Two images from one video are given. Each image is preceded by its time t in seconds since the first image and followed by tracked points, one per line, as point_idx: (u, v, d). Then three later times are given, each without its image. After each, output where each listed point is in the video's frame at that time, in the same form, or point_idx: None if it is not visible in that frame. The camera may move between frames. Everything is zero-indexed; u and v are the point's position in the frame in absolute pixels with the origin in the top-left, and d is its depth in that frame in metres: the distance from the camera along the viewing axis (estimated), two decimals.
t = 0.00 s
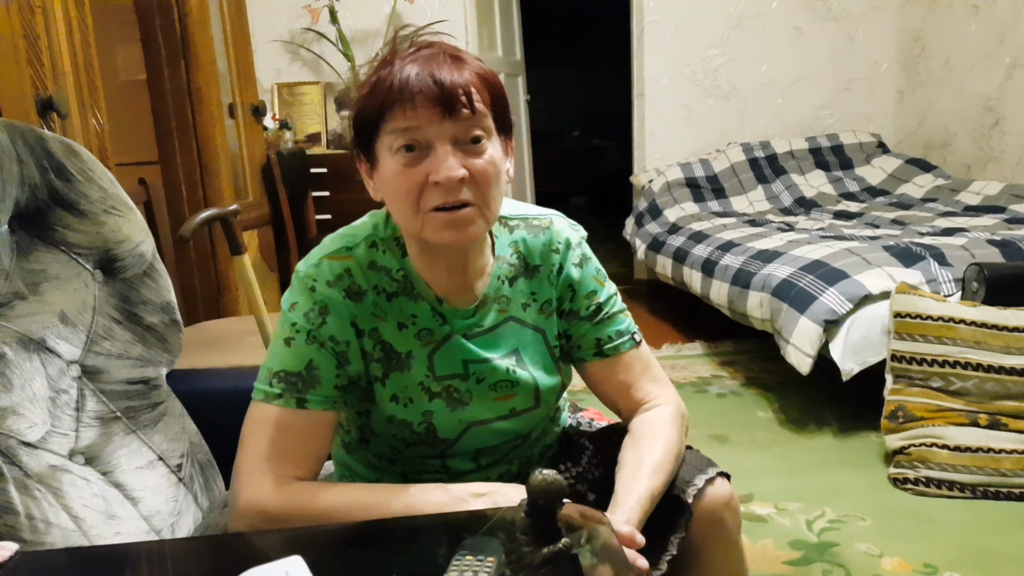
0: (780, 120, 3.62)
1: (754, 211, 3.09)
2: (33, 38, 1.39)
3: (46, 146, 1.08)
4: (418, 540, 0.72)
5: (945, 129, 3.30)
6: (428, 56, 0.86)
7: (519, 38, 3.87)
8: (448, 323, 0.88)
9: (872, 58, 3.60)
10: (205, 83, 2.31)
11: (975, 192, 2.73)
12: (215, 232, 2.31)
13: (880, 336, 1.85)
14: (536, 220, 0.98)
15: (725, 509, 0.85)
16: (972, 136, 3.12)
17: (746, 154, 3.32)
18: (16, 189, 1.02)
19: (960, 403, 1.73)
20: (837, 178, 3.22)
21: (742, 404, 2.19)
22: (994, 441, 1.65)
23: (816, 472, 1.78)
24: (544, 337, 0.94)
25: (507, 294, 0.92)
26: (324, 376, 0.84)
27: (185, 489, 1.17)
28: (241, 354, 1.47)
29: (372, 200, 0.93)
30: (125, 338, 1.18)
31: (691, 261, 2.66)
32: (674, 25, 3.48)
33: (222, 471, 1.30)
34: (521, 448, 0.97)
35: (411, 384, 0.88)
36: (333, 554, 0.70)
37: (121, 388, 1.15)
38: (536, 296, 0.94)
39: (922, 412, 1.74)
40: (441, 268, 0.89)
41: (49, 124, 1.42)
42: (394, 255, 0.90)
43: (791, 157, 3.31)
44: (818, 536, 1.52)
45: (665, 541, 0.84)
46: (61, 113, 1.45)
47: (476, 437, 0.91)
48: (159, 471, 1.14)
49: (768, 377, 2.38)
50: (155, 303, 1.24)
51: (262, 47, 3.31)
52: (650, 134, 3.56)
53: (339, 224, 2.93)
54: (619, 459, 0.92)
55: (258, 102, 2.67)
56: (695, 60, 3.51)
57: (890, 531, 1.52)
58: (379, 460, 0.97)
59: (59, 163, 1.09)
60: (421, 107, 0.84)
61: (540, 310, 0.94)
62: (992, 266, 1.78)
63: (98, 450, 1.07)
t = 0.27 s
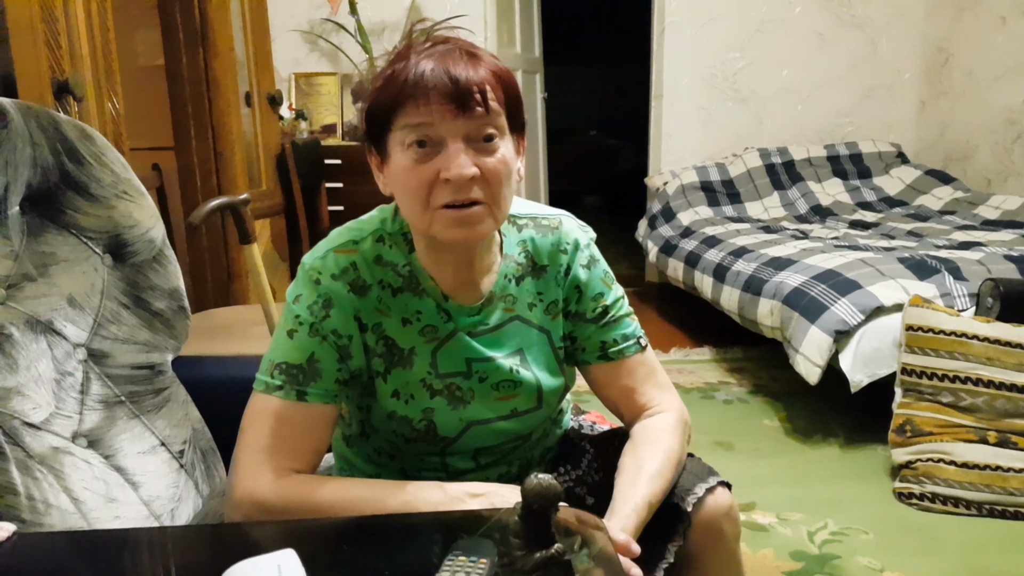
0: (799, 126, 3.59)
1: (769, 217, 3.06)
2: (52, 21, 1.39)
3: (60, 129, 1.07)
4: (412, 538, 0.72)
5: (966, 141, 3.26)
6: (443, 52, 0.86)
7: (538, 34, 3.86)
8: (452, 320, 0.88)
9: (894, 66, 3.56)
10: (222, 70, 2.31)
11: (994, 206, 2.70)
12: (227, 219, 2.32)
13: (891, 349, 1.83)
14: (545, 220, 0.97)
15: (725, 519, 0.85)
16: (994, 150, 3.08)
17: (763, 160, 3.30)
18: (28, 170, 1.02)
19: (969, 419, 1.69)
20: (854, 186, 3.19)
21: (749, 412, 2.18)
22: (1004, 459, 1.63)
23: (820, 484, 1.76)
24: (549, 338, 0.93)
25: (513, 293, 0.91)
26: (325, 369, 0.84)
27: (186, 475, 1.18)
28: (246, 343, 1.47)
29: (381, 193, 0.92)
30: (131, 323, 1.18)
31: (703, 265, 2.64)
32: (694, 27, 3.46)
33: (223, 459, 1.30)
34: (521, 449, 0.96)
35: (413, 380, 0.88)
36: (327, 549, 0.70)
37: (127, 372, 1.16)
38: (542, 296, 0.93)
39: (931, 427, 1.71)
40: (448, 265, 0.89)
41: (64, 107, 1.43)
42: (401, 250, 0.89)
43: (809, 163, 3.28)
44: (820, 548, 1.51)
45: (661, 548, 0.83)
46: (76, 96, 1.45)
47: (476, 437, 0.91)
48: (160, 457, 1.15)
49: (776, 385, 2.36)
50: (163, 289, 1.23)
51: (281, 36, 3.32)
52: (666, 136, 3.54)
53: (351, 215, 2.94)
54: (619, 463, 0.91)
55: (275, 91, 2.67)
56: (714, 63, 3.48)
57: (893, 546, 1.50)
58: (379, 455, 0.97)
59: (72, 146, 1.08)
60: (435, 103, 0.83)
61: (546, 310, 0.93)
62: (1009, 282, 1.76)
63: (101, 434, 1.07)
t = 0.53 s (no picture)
0: (812, 124, 3.56)
1: (781, 216, 3.04)
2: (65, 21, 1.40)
3: (71, 126, 1.08)
4: (414, 539, 0.72)
5: (980, 139, 3.23)
6: (451, 52, 0.86)
7: (550, 32, 3.85)
8: (458, 318, 0.88)
9: (909, 64, 3.53)
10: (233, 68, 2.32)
11: (1008, 205, 2.66)
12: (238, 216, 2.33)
13: (903, 349, 1.81)
14: (552, 218, 0.97)
15: (730, 519, 0.84)
16: (1007, 148, 3.04)
17: (775, 157, 3.28)
18: (40, 168, 1.02)
19: (981, 420, 1.68)
20: (867, 185, 3.17)
21: (759, 411, 2.16)
22: (1016, 460, 1.61)
23: (830, 484, 1.75)
24: (556, 336, 0.93)
25: (519, 291, 0.91)
26: (331, 366, 0.84)
27: (194, 471, 1.18)
28: (256, 340, 1.48)
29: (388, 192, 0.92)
30: (142, 319, 1.18)
31: (714, 263, 2.63)
32: (707, 24, 3.44)
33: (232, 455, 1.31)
34: (526, 447, 0.96)
35: (419, 378, 0.88)
36: (330, 548, 0.71)
37: (136, 369, 1.16)
38: (549, 294, 0.93)
39: (942, 427, 1.70)
40: (455, 264, 0.88)
41: (77, 105, 1.44)
42: (407, 248, 0.89)
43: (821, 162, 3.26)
44: (829, 549, 1.50)
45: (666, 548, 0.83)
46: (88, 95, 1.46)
47: (482, 434, 0.91)
48: (168, 453, 1.15)
49: (787, 384, 2.35)
50: (174, 286, 1.23)
51: (293, 34, 3.33)
52: (678, 134, 3.53)
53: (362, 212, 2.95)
54: (626, 462, 0.91)
55: (286, 88, 2.68)
56: (726, 60, 3.46)
57: (903, 547, 1.49)
58: (385, 452, 0.97)
59: (84, 144, 1.09)
60: (443, 103, 0.83)
61: (553, 308, 0.93)
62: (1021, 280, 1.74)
63: (109, 430, 1.08)
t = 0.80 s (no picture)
0: (817, 126, 3.56)
1: (785, 217, 3.04)
2: (72, 26, 1.41)
3: (77, 130, 1.08)
4: (417, 540, 0.72)
5: (985, 141, 3.22)
6: (455, 69, 0.82)
7: (556, 34, 3.87)
8: (460, 321, 0.89)
9: (914, 66, 3.53)
10: (240, 71, 2.34)
11: (1013, 207, 2.66)
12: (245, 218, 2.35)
13: (907, 351, 1.81)
14: (556, 220, 0.97)
15: (733, 520, 0.85)
16: (1011, 150, 3.03)
17: (780, 159, 3.28)
18: (45, 171, 1.03)
19: (985, 420, 1.68)
20: (872, 186, 3.16)
21: (764, 412, 2.16)
22: (1020, 461, 1.60)
23: (835, 485, 1.75)
24: (560, 337, 0.93)
25: (523, 294, 0.91)
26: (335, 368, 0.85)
27: (200, 473, 1.19)
28: (262, 342, 1.49)
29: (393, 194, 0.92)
30: (147, 321, 1.18)
31: (719, 265, 2.63)
32: (711, 27, 3.44)
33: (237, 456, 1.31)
34: (530, 448, 0.97)
35: (423, 379, 0.88)
36: (334, 548, 0.71)
37: (142, 371, 1.17)
38: (553, 296, 0.93)
39: (946, 429, 1.70)
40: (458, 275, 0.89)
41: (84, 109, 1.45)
42: (410, 252, 0.90)
43: (826, 163, 3.26)
44: (834, 550, 1.49)
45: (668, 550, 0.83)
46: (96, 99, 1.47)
47: (485, 435, 0.91)
48: (174, 455, 1.16)
49: (792, 386, 2.35)
50: (179, 288, 1.23)
51: (300, 37, 3.34)
52: (683, 136, 3.53)
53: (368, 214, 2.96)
54: (628, 465, 0.91)
55: (293, 91, 2.70)
56: (731, 63, 3.47)
57: (907, 548, 1.49)
58: (389, 453, 0.97)
59: (89, 146, 1.09)
60: (445, 128, 0.81)
61: (557, 310, 0.93)
62: None
63: (115, 432, 1.09)
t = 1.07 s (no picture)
0: (821, 126, 3.55)
1: (790, 217, 3.04)
2: (77, 28, 1.42)
3: (82, 131, 1.09)
4: (421, 539, 0.72)
5: (991, 140, 3.21)
6: (460, 72, 0.82)
7: (559, 35, 3.87)
8: (464, 320, 0.89)
9: (918, 65, 3.52)
10: (244, 73, 2.35)
11: (1019, 206, 2.65)
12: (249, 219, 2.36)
13: (912, 350, 1.81)
14: (559, 219, 0.97)
15: (736, 519, 0.84)
16: (1017, 149, 3.02)
17: (785, 159, 3.27)
18: (51, 171, 1.04)
19: (990, 420, 1.67)
20: (877, 186, 3.15)
21: (769, 413, 2.16)
22: None
23: (840, 485, 1.75)
24: (564, 336, 0.93)
25: (526, 293, 0.91)
26: (339, 366, 0.85)
27: (205, 472, 1.19)
28: (267, 343, 1.49)
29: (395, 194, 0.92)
30: (152, 322, 1.19)
31: (723, 265, 2.63)
32: (715, 26, 3.44)
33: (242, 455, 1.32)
34: (534, 447, 0.97)
35: (426, 378, 0.89)
36: (337, 547, 0.71)
37: (146, 371, 1.17)
38: (556, 295, 0.93)
39: (951, 428, 1.69)
40: (462, 274, 0.90)
41: (88, 111, 1.46)
42: (413, 251, 0.90)
43: (831, 163, 3.25)
44: (838, 549, 1.49)
45: (671, 549, 0.82)
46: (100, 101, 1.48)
47: (489, 434, 0.91)
48: (179, 454, 1.16)
49: (797, 386, 2.34)
50: (184, 289, 1.24)
51: (304, 38, 3.35)
52: (687, 136, 3.53)
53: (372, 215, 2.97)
54: (630, 466, 0.91)
55: (297, 92, 2.71)
56: (735, 63, 3.46)
57: (912, 548, 1.48)
58: (393, 452, 0.97)
59: (94, 147, 1.10)
60: (450, 133, 0.81)
61: (561, 309, 0.93)
62: None
63: (121, 431, 1.09)
